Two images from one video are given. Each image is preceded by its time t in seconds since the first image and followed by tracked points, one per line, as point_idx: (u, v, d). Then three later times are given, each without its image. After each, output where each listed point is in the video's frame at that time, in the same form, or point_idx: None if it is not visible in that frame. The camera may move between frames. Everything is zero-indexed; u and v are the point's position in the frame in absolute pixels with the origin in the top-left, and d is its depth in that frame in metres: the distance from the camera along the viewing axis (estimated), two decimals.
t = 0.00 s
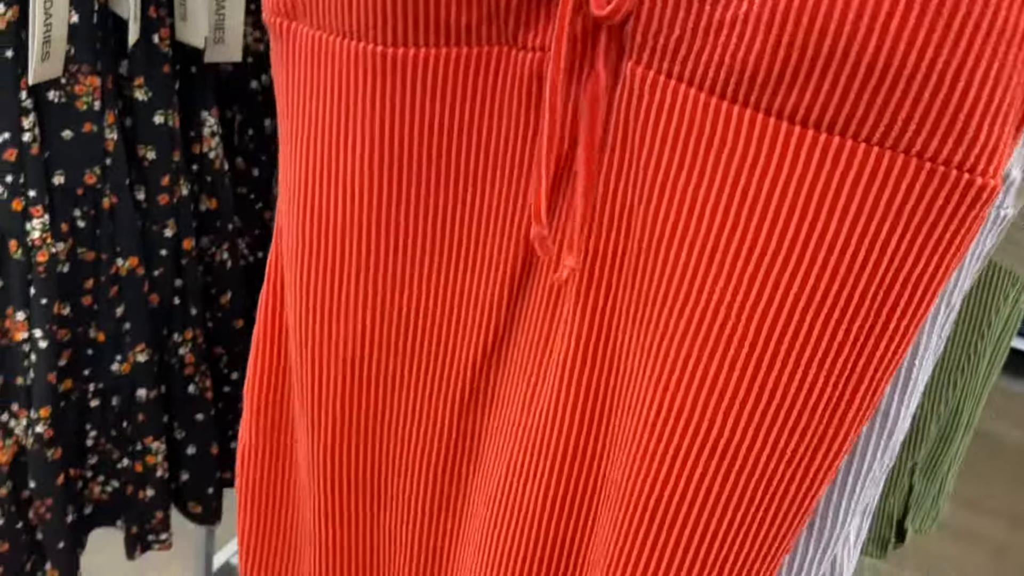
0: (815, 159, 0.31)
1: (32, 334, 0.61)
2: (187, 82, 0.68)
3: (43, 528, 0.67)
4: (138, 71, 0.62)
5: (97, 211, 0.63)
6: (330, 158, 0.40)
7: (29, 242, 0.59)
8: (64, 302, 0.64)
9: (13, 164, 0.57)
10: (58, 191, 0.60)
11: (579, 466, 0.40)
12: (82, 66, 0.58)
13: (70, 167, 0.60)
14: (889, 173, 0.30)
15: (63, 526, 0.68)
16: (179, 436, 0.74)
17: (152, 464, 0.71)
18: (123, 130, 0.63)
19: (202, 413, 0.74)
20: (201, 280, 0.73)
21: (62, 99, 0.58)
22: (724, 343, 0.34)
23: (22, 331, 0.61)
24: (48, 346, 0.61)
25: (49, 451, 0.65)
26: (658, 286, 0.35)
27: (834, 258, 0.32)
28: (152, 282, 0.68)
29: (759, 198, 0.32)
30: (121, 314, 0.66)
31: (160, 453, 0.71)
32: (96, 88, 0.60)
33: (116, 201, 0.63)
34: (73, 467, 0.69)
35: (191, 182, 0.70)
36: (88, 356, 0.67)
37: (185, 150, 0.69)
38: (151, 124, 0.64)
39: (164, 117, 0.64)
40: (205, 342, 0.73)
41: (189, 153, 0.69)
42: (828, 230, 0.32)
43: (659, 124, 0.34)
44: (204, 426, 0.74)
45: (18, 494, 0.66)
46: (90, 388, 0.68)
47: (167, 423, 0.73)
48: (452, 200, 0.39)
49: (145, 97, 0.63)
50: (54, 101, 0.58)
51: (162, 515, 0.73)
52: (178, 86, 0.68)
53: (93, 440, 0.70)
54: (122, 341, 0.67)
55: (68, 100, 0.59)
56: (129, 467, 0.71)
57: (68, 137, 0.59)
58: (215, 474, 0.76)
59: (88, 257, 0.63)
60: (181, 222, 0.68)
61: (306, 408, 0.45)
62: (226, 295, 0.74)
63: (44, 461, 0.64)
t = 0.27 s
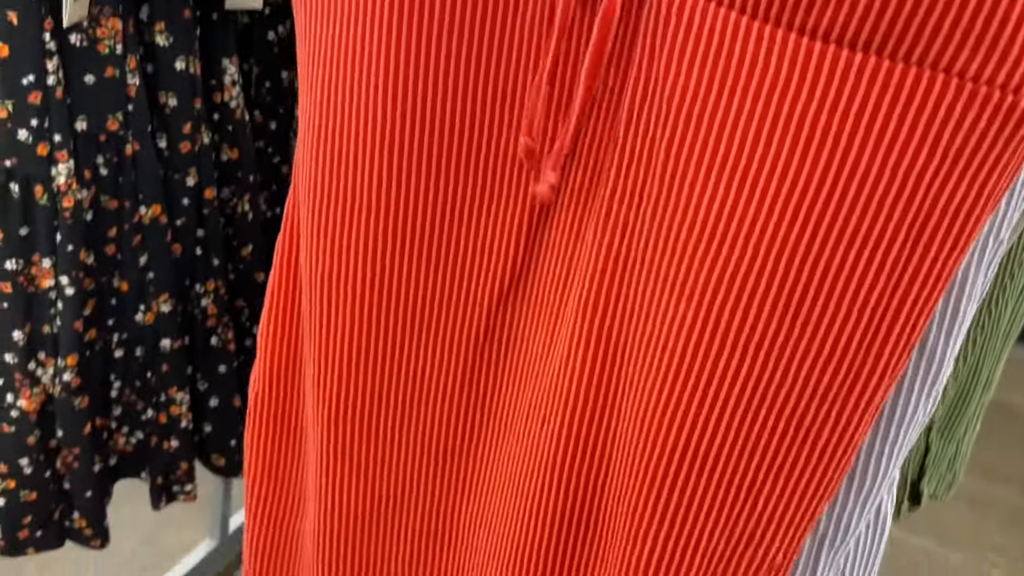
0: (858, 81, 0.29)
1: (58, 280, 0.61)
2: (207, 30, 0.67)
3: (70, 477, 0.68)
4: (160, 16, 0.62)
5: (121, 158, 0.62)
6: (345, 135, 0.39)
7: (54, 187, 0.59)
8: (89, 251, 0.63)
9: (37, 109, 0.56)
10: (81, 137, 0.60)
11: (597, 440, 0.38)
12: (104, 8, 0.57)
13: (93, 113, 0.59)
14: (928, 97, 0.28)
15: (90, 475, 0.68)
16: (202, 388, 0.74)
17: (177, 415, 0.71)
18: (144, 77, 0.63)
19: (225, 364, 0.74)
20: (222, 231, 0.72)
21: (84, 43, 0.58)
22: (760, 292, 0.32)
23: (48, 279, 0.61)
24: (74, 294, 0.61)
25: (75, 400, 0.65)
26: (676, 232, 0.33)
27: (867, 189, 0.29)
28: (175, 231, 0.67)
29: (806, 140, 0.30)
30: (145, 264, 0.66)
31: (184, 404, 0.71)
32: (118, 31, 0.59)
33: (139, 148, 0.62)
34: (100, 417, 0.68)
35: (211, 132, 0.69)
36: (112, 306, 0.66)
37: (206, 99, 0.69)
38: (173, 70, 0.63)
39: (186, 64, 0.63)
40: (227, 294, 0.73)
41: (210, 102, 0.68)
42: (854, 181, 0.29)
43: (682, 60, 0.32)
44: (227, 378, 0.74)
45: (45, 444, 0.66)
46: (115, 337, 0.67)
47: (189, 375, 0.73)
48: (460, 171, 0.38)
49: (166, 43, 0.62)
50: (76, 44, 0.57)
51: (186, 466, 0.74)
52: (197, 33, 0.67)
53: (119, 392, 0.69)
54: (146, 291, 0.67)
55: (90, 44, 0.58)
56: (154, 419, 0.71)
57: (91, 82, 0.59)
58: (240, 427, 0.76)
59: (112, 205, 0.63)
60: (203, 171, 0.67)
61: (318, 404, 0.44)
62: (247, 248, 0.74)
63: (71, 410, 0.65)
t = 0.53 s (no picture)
0: (878, 52, 0.28)
1: (76, 261, 0.63)
2: (215, 15, 0.68)
3: (88, 452, 0.70)
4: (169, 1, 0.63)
5: (133, 140, 0.63)
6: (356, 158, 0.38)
7: (70, 168, 0.60)
8: (103, 231, 0.64)
9: (53, 92, 0.58)
10: (95, 120, 0.61)
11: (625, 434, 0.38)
12: None
13: (106, 96, 0.61)
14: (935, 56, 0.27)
15: (107, 451, 0.70)
16: (213, 365, 0.76)
17: (191, 392, 0.73)
18: (155, 61, 0.64)
19: (236, 342, 0.76)
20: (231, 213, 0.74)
21: (97, 27, 0.59)
22: (781, 302, 0.32)
23: (65, 259, 0.63)
24: (91, 273, 0.63)
25: (93, 377, 0.67)
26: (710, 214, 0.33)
27: (872, 159, 0.29)
28: (186, 212, 0.69)
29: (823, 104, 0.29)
30: (158, 244, 0.68)
31: (197, 380, 0.74)
32: (129, 15, 0.60)
33: (151, 131, 0.64)
34: (116, 395, 0.70)
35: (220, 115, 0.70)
36: (126, 286, 0.68)
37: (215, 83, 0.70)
38: (182, 54, 0.64)
39: (195, 48, 0.65)
40: (237, 275, 0.75)
41: (218, 86, 0.70)
42: (875, 176, 0.29)
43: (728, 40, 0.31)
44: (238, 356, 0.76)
45: (64, 420, 0.68)
46: (129, 317, 0.69)
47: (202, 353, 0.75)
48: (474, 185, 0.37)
49: (176, 27, 0.64)
50: (89, 29, 0.59)
51: (200, 443, 0.75)
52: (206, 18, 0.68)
53: (133, 369, 0.71)
54: (160, 270, 0.68)
55: (103, 28, 0.59)
56: (168, 397, 0.73)
57: (104, 66, 0.60)
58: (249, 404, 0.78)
59: (125, 186, 0.64)
60: (213, 153, 0.69)
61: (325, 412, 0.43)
62: (256, 229, 0.76)
63: (89, 386, 0.66)
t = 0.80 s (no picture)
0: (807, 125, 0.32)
1: (84, 248, 0.66)
2: (214, 13, 0.71)
3: (97, 432, 0.73)
4: None
5: (138, 132, 0.67)
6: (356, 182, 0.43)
7: (78, 158, 0.64)
8: (110, 218, 0.68)
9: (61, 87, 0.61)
10: (101, 113, 0.64)
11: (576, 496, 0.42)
12: None
13: (111, 90, 0.64)
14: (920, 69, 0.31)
15: (115, 430, 0.73)
16: (216, 349, 0.79)
17: (194, 373, 0.76)
18: (157, 57, 0.67)
19: (237, 326, 0.78)
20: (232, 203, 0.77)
21: (102, 25, 0.63)
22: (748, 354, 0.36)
23: (74, 246, 0.66)
24: (98, 259, 0.67)
25: (101, 358, 0.70)
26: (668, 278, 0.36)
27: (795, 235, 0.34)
28: (189, 201, 0.72)
29: (724, 127, 0.33)
30: (162, 231, 0.71)
31: (200, 362, 0.76)
32: (134, 14, 0.64)
33: (154, 123, 0.67)
34: (123, 376, 0.73)
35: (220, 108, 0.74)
36: (132, 272, 0.71)
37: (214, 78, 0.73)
38: (183, 51, 0.68)
39: (195, 44, 0.68)
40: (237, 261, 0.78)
41: (217, 80, 0.73)
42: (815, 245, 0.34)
43: (668, 53, 0.33)
44: (239, 339, 0.79)
45: (74, 400, 0.71)
46: (135, 302, 0.72)
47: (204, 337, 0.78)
48: (459, 204, 0.41)
49: (177, 25, 0.67)
50: (95, 27, 0.62)
51: (203, 423, 0.78)
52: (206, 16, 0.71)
53: (139, 352, 0.74)
54: (163, 257, 0.72)
55: (107, 25, 0.63)
56: (173, 379, 0.76)
57: (109, 61, 0.63)
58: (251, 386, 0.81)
59: (130, 176, 0.68)
60: (213, 144, 0.72)
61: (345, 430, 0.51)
62: (256, 218, 0.79)
63: (97, 367, 0.70)
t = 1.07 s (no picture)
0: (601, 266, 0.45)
1: (69, 245, 0.73)
2: (187, 31, 0.78)
3: (81, 417, 0.79)
4: (145, 19, 0.73)
5: (116, 139, 0.73)
6: (300, 188, 0.47)
7: (61, 163, 0.70)
8: (91, 218, 0.74)
9: (44, 99, 0.68)
10: (81, 122, 0.71)
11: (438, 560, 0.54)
12: (97, 13, 0.69)
13: (90, 101, 0.71)
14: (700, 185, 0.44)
15: (98, 415, 0.79)
16: (191, 340, 0.85)
17: (170, 362, 0.82)
18: (134, 71, 0.74)
19: (210, 320, 0.85)
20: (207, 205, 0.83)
21: (82, 43, 0.69)
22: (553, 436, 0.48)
23: (58, 243, 0.73)
24: (81, 254, 0.73)
25: (84, 346, 0.76)
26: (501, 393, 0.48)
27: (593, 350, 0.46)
28: (165, 203, 0.79)
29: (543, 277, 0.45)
30: (139, 230, 0.77)
31: (176, 352, 0.83)
32: (110, 32, 0.70)
33: (130, 130, 0.74)
34: (105, 365, 0.80)
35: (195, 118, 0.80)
36: (112, 269, 0.77)
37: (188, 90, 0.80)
38: (157, 65, 0.74)
39: (168, 59, 0.75)
40: (211, 259, 0.84)
41: (191, 93, 0.80)
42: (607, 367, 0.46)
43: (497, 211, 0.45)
44: (212, 332, 0.85)
45: (59, 387, 0.78)
46: (116, 297, 0.79)
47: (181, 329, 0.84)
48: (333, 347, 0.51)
49: (151, 41, 0.74)
50: (75, 44, 0.69)
51: (181, 409, 0.85)
52: (180, 34, 0.78)
53: (121, 343, 0.80)
54: (140, 254, 0.78)
55: (86, 43, 0.69)
56: (152, 368, 0.82)
57: (88, 74, 0.70)
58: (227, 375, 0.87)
59: (109, 180, 0.74)
60: (186, 150, 0.78)
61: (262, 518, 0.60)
62: (229, 219, 0.85)
63: (80, 355, 0.76)
